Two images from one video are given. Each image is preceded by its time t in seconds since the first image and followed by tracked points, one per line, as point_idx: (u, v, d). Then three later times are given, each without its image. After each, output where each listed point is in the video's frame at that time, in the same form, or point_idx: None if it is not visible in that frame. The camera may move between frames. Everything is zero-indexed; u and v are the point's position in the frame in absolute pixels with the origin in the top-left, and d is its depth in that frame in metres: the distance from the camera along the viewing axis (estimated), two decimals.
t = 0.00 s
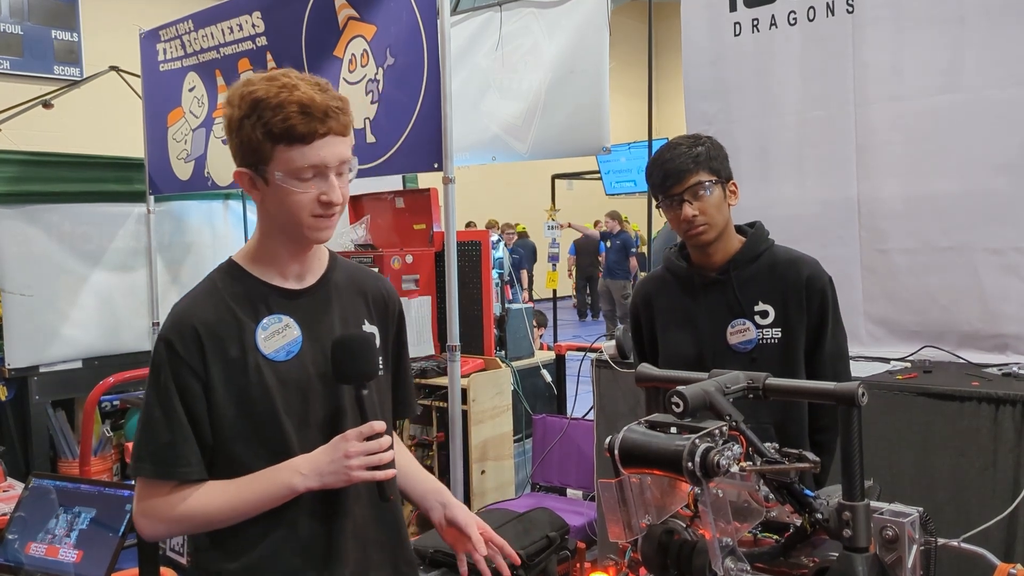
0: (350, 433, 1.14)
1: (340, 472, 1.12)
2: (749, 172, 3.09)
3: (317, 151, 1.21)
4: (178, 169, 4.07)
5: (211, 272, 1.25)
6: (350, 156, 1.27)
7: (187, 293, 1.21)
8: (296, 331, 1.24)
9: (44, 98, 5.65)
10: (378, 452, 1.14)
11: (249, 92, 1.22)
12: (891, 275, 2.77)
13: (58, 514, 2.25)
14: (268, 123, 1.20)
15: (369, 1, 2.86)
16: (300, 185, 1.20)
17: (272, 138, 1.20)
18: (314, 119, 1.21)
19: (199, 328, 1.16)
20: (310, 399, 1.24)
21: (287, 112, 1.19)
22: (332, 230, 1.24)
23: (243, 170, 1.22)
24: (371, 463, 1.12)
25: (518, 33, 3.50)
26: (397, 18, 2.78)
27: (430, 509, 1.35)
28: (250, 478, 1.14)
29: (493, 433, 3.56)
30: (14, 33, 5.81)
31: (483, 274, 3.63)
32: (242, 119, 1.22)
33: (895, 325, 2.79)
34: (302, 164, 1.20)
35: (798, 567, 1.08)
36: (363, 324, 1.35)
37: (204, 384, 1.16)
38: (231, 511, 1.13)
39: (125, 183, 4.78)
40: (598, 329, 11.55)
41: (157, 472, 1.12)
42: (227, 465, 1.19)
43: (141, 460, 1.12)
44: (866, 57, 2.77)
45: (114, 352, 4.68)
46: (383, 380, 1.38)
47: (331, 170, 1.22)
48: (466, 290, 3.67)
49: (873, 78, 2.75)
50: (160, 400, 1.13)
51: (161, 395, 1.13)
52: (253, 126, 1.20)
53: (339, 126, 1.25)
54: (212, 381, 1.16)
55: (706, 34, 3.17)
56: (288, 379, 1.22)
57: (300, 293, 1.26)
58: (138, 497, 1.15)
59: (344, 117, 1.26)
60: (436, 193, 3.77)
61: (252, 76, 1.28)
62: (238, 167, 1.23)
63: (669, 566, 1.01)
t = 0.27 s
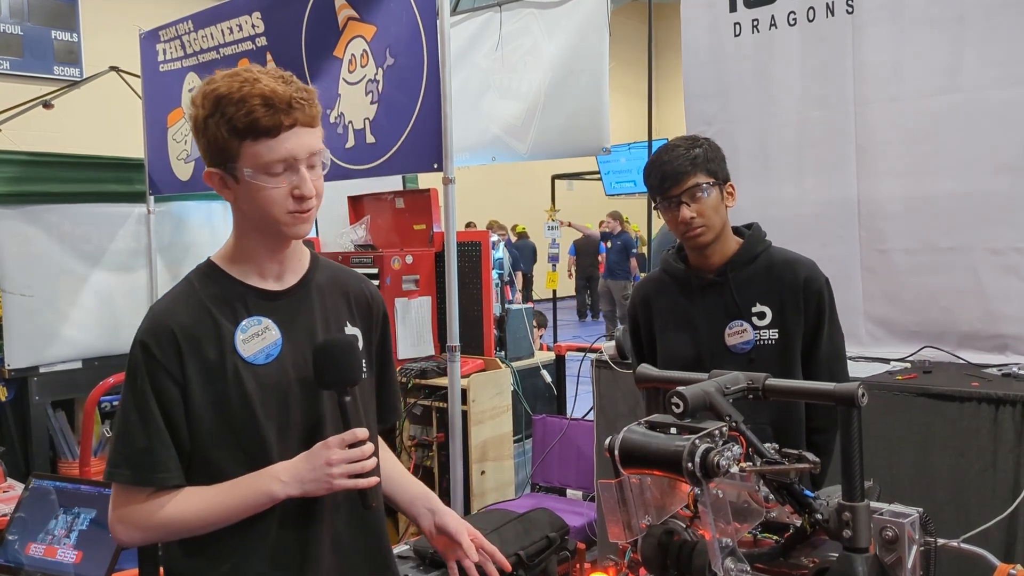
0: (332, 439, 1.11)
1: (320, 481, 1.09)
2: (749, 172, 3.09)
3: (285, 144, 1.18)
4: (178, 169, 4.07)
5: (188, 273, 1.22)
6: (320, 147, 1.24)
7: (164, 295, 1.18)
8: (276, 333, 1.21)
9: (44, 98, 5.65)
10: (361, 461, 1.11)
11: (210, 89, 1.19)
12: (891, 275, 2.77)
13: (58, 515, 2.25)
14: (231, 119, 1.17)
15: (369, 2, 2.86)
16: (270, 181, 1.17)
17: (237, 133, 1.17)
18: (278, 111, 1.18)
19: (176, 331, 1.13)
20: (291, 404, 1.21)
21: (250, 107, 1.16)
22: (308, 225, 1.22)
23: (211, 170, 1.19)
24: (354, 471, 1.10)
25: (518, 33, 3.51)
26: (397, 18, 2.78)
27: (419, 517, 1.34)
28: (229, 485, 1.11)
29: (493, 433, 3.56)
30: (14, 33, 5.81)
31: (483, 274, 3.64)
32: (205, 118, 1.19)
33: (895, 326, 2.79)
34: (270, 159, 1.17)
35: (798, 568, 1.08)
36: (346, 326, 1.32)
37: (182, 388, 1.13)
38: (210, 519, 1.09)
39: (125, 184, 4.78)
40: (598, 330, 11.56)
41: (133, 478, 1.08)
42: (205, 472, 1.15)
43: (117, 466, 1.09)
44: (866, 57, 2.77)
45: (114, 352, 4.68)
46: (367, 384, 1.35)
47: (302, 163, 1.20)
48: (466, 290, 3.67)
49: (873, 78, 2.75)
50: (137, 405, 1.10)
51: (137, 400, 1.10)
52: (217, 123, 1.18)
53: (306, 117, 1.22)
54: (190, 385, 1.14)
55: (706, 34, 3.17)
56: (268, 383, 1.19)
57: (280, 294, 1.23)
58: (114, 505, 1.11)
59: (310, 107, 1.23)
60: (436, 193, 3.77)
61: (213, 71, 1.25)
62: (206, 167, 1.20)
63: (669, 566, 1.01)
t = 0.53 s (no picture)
0: (319, 441, 1.10)
1: (308, 483, 1.08)
2: (749, 172, 3.09)
3: (270, 148, 1.17)
4: (178, 169, 4.07)
5: (175, 277, 1.22)
6: (306, 149, 1.23)
7: (150, 299, 1.17)
8: (262, 335, 1.21)
9: (45, 99, 5.65)
10: (349, 462, 1.10)
11: (195, 92, 1.18)
12: (891, 275, 2.77)
13: (58, 515, 2.25)
14: (215, 122, 1.16)
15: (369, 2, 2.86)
16: (254, 184, 1.16)
17: (222, 136, 1.16)
18: (263, 114, 1.17)
19: (161, 336, 1.13)
20: (279, 407, 1.20)
21: (234, 110, 1.15)
22: (295, 228, 1.21)
23: (197, 173, 1.18)
24: (343, 473, 1.08)
25: (518, 33, 3.51)
26: (397, 18, 2.78)
27: (419, 512, 1.34)
28: (217, 489, 1.10)
29: (494, 434, 3.56)
30: (14, 34, 5.81)
31: (483, 274, 3.64)
32: (191, 120, 1.18)
33: (895, 326, 2.79)
34: (255, 163, 1.17)
35: (798, 568, 1.08)
36: (335, 327, 1.32)
37: (168, 394, 1.13)
38: (198, 523, 1.09)
39: (125, 184, 4.78)
40: (598, 330, 11.56)
41: (121, 483, 1.08)
42: (194, 475, 1.15)
43: (104, 472, 1.08)
44: (866, 57, 2.77)
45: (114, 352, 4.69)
46: (358, 385, 1.34)
47: (287, 166, 1.19)
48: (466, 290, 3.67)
49: (874, 79, 2.75)
50: (122, 411, 1.10)
51: (122, 405, 1.10)
52: (202, 126, 1.17)
53: (292, 119, 1.21)
54: (176, 389, 1.13)
55: (706, 34, 3.17)
56: (255, 385, 1.18)
57: (267, 296, 1.23)
58: (103, 510, 1.11)
59: (296, 108, 1.22)
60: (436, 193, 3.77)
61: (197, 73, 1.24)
62: (192, 170, 1.20)
63: (670, 566, 1.01)
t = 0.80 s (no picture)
0: (314, 442, 1.10)
1: (302, 484, 1.07)
2: (749, 172, 3.09)
3: (266, 148, 1.17)
4: (178, 169, 4.07)
5: (171, 277, 1.22)
6: (303, 150, 1.23)
7: (145, 300, 1.18)
8: (258, 336, 1.21)
9: (45, 99, 5.65)
10: (343, 462, 1.09)
11: (191, 91, 1.18)
12: (891, 275, 2.77)
13: (58, 515, 2.25)
14: (212, 122, 1.16)
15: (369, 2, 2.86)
16: (250, 185, 1.16)
17: (218, 136, 1.16)
18: (259, 114, 1.17)
19: (155, 337, 1.13)
20: (275, 407, 1.20)
21: (230, 110, 1.15)
22: (290, 229, 1.20)
23: (193, 173, 1.18)
24: (336, 473, 1.08)
25: (518, 33, 3.51)
26: (397, 18, 2.78)
27: (422, 509, 1.33)
28: (212, 489, 1.10)
29: (494, 433, 3.56)
30: (14, 33, 5.81)
31: (483, 274, 3.64)
32: (186, 121, 1.18)
33: (896, 326, 2.79)
34: (251, 163, 1.16)
35: (799, 567, 1.08)
36: (332, 328, 1.32)
37: (163, 394, 1.13)
38: (193, 524, 1.09)
39: (125, 183, 4.78)
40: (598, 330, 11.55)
41: (116, 484, 1.08)
42: (189, 476, 1.15)
43: (99, 473, 1.09)
44: (866, 57, 2.77)
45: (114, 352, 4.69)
46: (357, 385, 1.34)
47: (283, 166, 1.18)
48: (466, 290, 3.67)
49: (874, 79, 2.75)
50: (116, 412, 1.10)
51: (117, 406, 1.10)
52: (198, 127, 1.17)
53: (289, 120, 1.20)
54: (170, 390, 1.13)
55: (706, 34, 3.17)
56: (251, 386, 1.18)
57: (262, 296, 1.23)
58: (99, 511, 1.11)
59: (292, 109, 1.21)
60: (436, 193, 3.78)
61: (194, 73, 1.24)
62: (188, 171, 1.20)
63: (670, 566, 1.01)
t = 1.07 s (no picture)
0: (314, 443, 1.09)
1: (303, 485, 1.07)
2: (749, 172, 3.09)
3: (268, 149, 1.17)
4: (178, 169, 4.07)
5: (170, 278, 1.22)
6: (304, 150, 1.23)
7: (144, 300, 1.18)
8: (257, 337, 1.21)
9: (45, 99, 5.65)
10: (344, 464, 1.09)
11: (192, 91, 1.18)
12: (891, 275, 2.77)
13: (58, 515, 2.25)
14: (213, 122, 1.16)
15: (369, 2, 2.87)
16: (251, 185, 1.16)
17: (219, 136, 1.16)
18: (261, 114, 1.17)
19: (155, 338, 1.13)
20: (274, 408, 1.20)
21: (233, 110, 1.15)
22: (291, 229, 1.20)
23: (193, 173, 1.18)
24: (337, 475, 1.07)
25: (518, 33, 3.51)
26: (397, 18, 2.78)
27: (423, 507, 1.33)
28: (212, 490, 1.10)
29: (494, 434, 3.56)
30: (15, 34, 5.81)
31: (483, 274, 3.64)
32: (187, 120, 1.18)
33: (895, 326, 2.79)
34: (252, 163, 1.16)
35: (798, 568, 1.08)
36: (332, 328, 1.32)
37: (163, 395, 1.13)
38: (192, 526, 1.08)
39: (125, 184, 4.78)
40: (598, 330, 11.55)
41: (115, 485, 1.08)
42: (188, 477, 1.15)
43: (98, 474, 1.09)
44: (866, 57, 2.77)
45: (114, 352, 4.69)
46: (356, 386, 1.34)
47: (285, 167, 1.18)
48: (466, 291, 3.67)
49: (874, 79, 2.75)
50: (115, 413, 1.10)
51: (116, 407, 1.10)
52: (199, 126, 1.16)
53: (290, 120, 1.20)
54: (170, 391, 1.13)
55: (706, 34, 3.17)
56: (251, 387, 1.18)
57: (262, 297, 1.23)
58: (99, 512, 1.11)
59: (294, 109, 1.21)
60: (436, 193, 3.78)
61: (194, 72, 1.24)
62: (188, 170, 1.19)
63: (670, 567, 1.01)
